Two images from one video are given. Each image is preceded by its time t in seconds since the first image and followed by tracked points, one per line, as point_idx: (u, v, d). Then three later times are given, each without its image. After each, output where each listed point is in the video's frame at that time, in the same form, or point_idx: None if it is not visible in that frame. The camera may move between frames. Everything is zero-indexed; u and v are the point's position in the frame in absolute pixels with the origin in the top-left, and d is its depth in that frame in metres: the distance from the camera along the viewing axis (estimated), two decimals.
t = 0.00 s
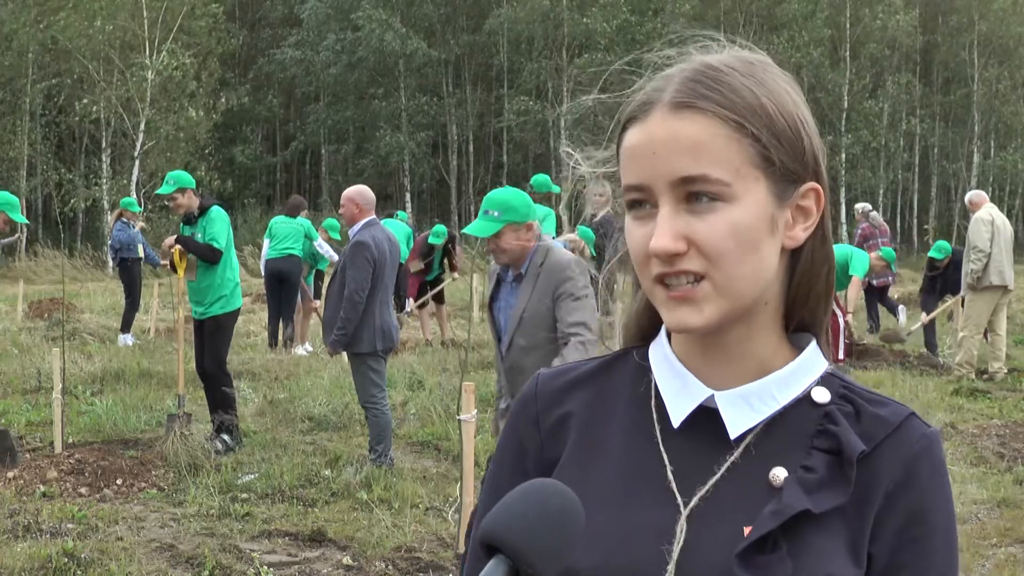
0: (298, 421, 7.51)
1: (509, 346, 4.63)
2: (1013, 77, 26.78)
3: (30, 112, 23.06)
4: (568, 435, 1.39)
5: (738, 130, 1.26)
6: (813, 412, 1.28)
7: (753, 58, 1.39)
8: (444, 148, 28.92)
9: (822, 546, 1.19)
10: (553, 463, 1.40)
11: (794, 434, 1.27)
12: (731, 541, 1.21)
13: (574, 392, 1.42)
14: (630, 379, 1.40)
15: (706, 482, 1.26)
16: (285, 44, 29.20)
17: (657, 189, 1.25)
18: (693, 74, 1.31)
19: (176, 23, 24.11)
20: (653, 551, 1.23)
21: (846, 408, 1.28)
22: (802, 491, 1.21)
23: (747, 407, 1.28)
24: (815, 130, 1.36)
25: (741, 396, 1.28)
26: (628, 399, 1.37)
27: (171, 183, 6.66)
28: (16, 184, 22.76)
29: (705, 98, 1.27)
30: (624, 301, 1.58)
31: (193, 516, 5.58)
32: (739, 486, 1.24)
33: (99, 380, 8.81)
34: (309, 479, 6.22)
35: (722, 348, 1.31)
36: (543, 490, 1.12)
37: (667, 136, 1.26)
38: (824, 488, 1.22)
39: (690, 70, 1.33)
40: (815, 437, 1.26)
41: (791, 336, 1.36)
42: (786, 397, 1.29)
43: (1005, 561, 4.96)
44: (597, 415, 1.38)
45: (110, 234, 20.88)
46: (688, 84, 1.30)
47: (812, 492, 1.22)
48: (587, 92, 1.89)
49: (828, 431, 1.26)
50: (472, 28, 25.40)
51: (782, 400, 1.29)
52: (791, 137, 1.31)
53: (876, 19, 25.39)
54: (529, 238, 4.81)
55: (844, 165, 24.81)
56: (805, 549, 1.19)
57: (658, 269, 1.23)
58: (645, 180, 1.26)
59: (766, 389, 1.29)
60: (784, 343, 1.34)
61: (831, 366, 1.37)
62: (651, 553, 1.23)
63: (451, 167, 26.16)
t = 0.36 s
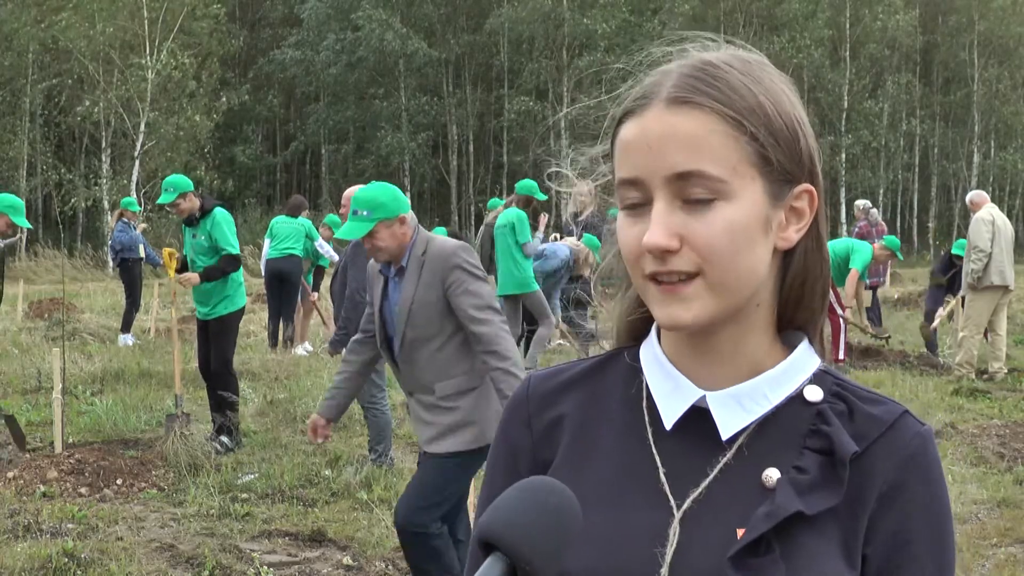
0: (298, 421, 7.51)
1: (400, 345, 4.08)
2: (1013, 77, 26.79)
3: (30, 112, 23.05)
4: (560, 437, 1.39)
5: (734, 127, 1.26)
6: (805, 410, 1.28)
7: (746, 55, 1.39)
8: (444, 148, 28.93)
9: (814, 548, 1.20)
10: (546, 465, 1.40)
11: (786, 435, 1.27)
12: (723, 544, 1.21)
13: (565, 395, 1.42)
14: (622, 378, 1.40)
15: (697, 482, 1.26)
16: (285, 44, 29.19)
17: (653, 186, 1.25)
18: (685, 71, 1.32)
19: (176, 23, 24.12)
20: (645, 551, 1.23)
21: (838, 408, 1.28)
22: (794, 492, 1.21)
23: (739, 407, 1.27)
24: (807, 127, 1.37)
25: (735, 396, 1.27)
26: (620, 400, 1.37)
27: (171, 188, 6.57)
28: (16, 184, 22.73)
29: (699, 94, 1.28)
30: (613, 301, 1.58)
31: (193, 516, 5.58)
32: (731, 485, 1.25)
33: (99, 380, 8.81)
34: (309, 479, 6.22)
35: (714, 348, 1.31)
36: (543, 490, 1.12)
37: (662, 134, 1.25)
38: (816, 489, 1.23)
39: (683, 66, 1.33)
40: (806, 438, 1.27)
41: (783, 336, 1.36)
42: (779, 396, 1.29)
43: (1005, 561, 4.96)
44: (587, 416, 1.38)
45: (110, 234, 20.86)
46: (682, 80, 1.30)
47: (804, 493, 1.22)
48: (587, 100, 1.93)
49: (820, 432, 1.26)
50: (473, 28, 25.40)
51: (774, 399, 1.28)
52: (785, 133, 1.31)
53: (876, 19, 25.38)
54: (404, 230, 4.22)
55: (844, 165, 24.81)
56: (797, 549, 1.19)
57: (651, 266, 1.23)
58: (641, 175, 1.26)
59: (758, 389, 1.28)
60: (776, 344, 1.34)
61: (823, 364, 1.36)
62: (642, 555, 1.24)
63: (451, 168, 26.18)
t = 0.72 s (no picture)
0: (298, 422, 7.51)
1: (292, 346, 4.05)
2: (1013, 77, 26.80)
3: (31, 112, 23.04)
4: (551, 440, 1.39)
5: (748, 113, 1.27)
6: (799, 413, 1.28)
7: (773, 65, 1.40)
8: (444, 148, 28.95)
9: (813, 557, 1.19)
10: (535, 467, 1.41)
11: (781, 438, 1.27)
12: (720, 552, 1.21)
13: (555, 396, 1.42)
14: (613, 379, 1.40)
15: (694, 485, 1.26)
16: (285, 44, 29.19)
17: (656, 157, 1.25)
18: (709, 58, 1.33)
19: (176, 24, 24.13)
20: (645, 557, 1.23)
21: (832, 409, 1.29)
22: (791, 500, 1.21)
23: (733, 410, 1.27)
24: (822, 140, 1.37)
25: (727, 399, 1.27)
26: (612, 403, 1.37)
27: (179, 193, 6.48)
28: (17, 184, 22.72)
29: (720, 78, 1.29)
30: (601, 303, 1.59)
31: (193, 517, 5.58)
32: (726, 491, 1.25)
33: (99, 380, 8.81)
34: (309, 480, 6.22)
35: (705, 342, 1.31)
36: (542, 489, 1.12)
37: (675, 109, 1.26)
38: (812, 498, 1.23)
39: (707, 56, 1.34)
40: (802, 441, 1.27)
41: (776, 338, 1.35)
42: (771, 398, 1.28)
43: (1005, 561, 4.95)
44: (578, 418, 1.38)
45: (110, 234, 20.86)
46: (704, 64, 1.31)
47: (801, 502, 1.22)
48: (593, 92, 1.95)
49: (815, 435, 1.26)
50: (474, 28, 25.42)
51: (767, 401, 1.28)
52: (799, 135, 1.32)
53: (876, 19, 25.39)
54: (314, 230, 4.18)
55: (844, 165, 24.81)
56: (797, 558, 1.19)
57: (643, 239, 1.22)
58: (646, 147, 1.27)
59: (752, 392, 1.28)
60: (768, 343, 1.34)
61: (815, 364, 1.37)
62: (641, 557, 1.23)
63: (451, 168, 26.17)
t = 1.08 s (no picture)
0: (298, 422, 7.50)
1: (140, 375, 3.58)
2: (1012, 77, 26.81)
3: (31, 113, 23.03)
4: (554, 440, 1.38)
5: (773, 125, 1.28)
6: (803, 411, 1.29)
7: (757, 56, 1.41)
8: (444, 148, 28.95)
9: (819, 553, 1.20)
10: (537, 466, 1.40)
11: (786, 436, 1.28)
12: (728, 552, 1.21)
13: (558, 395, 1.42)
14: (616, 380, 1.40)
15: (699, 487, 1.26)
16: (285, 44, 29.19)
17: (695, 177, 1.24)
18: (718, 65, 1.32)
19: (176, 24, 24.13)
20: (652, 555, 1.23)
21: (837, 407, 1.29)
22: (800, 498, 1.21)
23: (739, 409, 1.27)
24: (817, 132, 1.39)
25: (732, 399, 1.28)
26: (614, 403, 1.37)
27: (193, 192, 6.48)
28: (17, 184, 22.70)
29: (741, 87, 1.29)
30: (601, 302, 1.59)
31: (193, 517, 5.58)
32: (731, 490, 1.25)
33: (98, 380, 8.81)
34: (309, 480, 6.22)
35: (721, 348, 1.31)
36: (540, 485, 1.13)
37: (708, 126, 1.25)
38: (820, 494, 1.23)
39: (713, 61, 1.33)
40: (807, 438, 1.27)
41: (783, 336, 1.36)
42: (777, 397, 1.29)
43: (1005, 561, 4.95)
44: (580, 419, 1.38)
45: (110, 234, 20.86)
46: (718, 73, 1.30)
47: (809, 498, 1.22)
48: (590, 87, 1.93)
49: (822, 433, 1.26)
50: (474, 28, 25.42)
51: (772, 400, 1.28)
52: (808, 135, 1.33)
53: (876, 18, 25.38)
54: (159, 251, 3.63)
55: (844, 165, 24.79)
56: (805, 556, 1.19)
57: (689, 259, 1.22)
58: (682, 165, 1.25)
59: (757, 391, 1.28)
60: (779, 344, 1.35)
61: (820, 364, 1.37)
62: (646, 556, 1.23)
63: (451, 168, 26.17)
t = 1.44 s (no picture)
0: (298, 422, 7.50)
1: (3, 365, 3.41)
2: (1012, 78, 26.84)
3: (32, 113, 23.04)
4: (564, 439, 1.39)
5: (732, 132, 1.26)
6: (810, 413, 1.28)
7: (745, 57, 1.39)
8: (444, 148, 28.97)
9: (823, 556, 1.19)
10: (548, 468, 1.40)
11: (793, 438, 1.27)
12: (731, 553, 1.21)
13: (566, 396, 1.42)
14: (625, 380, 1.40)
15: (705, 489, 1.26)
16: (286, 44, 29.21)
17: (647, 186, 1.24)
18: (683, 73, 1.31)
19: (177, 25, 24.16)
20: (656, 554, 1.23)
21: (843, 410, 1.28)
22: (802, 500, 1.21)
23: (744, 411, 1.27)
24: (809, 132, 1.36)
25: (737, 400, 1.27)
26: (622, 404, 1.37)
27: (199, 189, 6.50)
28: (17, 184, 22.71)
29: (698, 95, 1.27)
30: (609, 301, 1.59)
31: (193, 517, 5.58)
32: (738, 491, 1.24)
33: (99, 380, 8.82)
34: (309, 480, 6.22)
35: (713, 352, 1.31)
36: (541, 489, 1.13)
37: (658, 138, 1.25)
38: (823, 498, 1.22)
39: (681, 69, 1.32)
40: (813, 441, 1.27)
41: (785, 340, 1.36)
42: (783, 399, 1.28)
43: (1005, 561, 4.95)
44: (589, 420, 1.38)
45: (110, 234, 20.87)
46: (679, 81, 1.29)
47: (812, 501, 1.22)
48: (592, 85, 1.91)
49: (826, 436, 1.26)
50: (475, 28, 25.44)
51: (777, 402, 1.28)
52: (784, 137, 1.30)
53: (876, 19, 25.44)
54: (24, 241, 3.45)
55: (843, 165, 24.81)
56: (808, 559, 1.19)
57: (645, 267, 1.23)
58: (636, 176, 1.25)
59: (762, 392, 1.28)
60: (775, 347, 1.34)
61: (827, 365, 1.36)
62: (652, 553, 1.24)
63: (451, 168, 26.18)
